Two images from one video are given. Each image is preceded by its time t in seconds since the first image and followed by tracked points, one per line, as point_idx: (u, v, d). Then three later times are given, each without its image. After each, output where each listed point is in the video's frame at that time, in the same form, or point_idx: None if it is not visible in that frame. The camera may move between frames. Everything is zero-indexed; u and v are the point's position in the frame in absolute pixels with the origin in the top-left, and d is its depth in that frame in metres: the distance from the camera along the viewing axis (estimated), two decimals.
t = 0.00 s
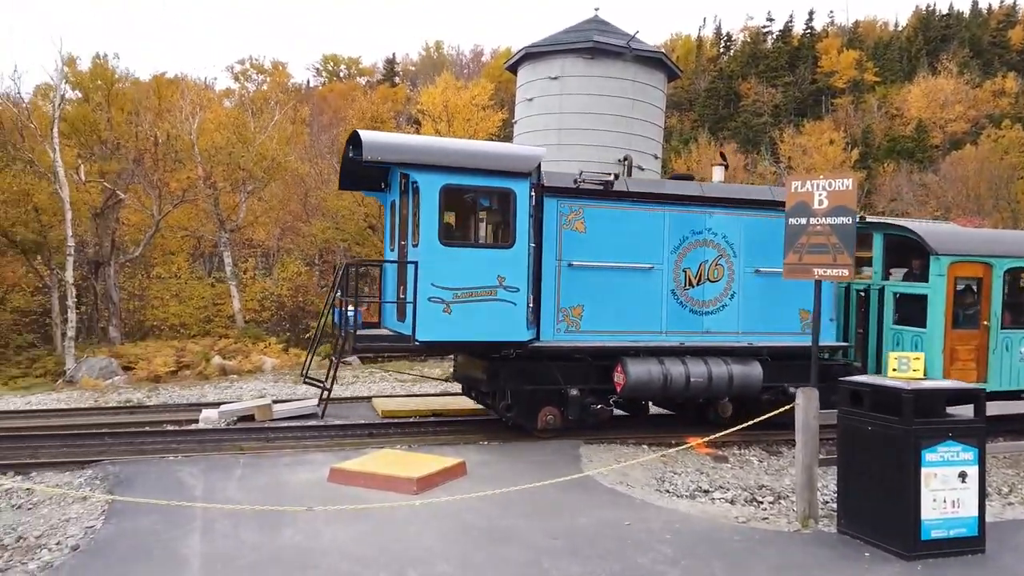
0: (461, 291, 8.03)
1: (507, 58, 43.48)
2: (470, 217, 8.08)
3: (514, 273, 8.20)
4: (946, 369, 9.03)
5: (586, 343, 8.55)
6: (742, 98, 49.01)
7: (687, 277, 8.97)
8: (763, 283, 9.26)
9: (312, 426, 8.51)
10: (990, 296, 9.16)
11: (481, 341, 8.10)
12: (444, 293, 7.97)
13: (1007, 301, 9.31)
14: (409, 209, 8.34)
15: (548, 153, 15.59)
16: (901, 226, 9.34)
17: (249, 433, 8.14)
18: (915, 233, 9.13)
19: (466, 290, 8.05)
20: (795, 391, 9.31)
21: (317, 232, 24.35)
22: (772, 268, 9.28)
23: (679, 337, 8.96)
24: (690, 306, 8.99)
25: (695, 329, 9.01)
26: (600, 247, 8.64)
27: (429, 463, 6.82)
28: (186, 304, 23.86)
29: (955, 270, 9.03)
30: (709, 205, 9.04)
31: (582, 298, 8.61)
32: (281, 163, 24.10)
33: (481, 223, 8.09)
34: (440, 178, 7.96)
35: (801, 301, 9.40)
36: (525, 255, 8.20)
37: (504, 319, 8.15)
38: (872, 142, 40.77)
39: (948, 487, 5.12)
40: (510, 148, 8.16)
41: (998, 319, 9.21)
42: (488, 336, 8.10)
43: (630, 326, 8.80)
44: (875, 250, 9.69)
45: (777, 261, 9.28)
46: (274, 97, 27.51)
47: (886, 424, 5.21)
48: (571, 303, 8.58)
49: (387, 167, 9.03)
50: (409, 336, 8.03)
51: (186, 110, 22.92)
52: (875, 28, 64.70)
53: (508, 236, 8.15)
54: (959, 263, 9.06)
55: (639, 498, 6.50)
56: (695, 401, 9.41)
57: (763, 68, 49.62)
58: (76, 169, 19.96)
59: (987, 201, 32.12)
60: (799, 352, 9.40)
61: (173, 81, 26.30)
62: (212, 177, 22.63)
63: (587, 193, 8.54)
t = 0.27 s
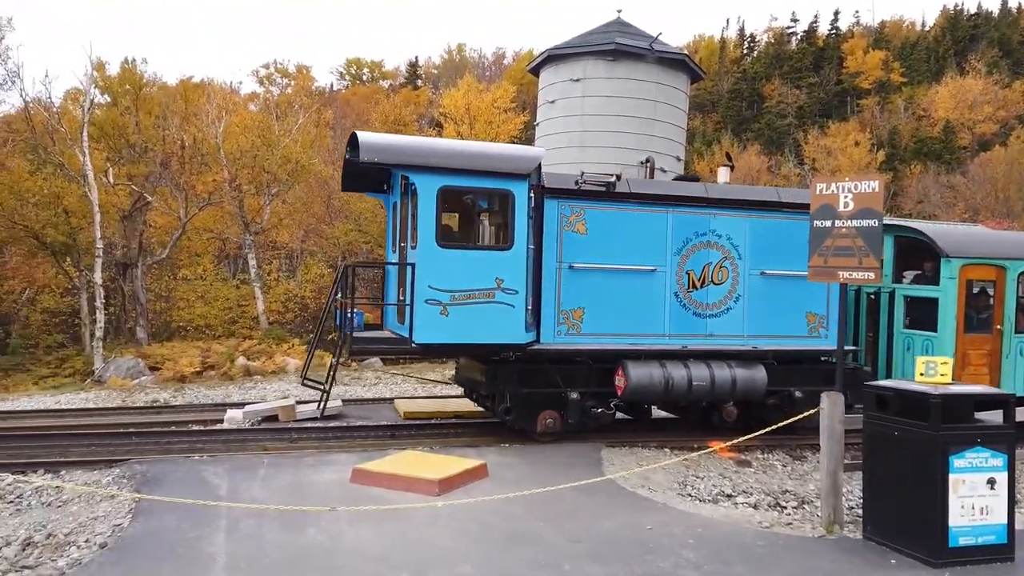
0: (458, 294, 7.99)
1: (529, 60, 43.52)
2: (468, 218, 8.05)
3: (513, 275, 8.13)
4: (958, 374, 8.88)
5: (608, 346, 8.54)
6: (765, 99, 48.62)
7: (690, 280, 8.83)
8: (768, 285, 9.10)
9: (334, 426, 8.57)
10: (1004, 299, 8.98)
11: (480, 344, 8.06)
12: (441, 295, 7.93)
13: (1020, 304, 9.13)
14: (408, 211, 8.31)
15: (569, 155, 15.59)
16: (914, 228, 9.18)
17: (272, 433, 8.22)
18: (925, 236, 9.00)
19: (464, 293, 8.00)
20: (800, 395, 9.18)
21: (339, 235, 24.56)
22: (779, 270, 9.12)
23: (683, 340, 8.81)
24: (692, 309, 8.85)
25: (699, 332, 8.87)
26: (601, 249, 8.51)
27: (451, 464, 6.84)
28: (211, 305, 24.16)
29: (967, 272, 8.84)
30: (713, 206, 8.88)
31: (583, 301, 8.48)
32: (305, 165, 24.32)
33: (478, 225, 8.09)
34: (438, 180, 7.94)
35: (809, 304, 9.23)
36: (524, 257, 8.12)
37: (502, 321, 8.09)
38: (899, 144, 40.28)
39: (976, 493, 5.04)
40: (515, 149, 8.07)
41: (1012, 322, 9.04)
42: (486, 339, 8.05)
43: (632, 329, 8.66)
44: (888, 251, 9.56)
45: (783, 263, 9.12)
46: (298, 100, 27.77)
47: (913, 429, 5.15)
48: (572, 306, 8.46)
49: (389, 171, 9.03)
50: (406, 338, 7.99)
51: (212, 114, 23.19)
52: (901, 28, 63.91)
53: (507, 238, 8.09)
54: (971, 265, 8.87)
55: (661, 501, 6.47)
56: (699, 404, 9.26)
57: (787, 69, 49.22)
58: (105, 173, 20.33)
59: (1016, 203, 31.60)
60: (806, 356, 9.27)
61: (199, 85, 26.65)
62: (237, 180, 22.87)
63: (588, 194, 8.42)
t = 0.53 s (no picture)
0: (451, 296, 7.96)
1: (547, 62, 43.53)
2: (462, 220, 8.02)
3: (507, 277, 8.08)
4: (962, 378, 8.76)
5: (628, 349, 8.53)
6: (785, 100, 48.31)
7: (689, 282, 8.77)
8: (769, 287, 9.03)
9: (352, 428, 8.62)
10: (1012, 302, 8.78)
11: (473, 347, 8.01)
12: (434, 298, 7.92)
13: None
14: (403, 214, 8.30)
15: (587, 157, 15.58)
16: (918, 229, 9.10)
17: (291, 434, 8.28)
18: (929, 237, 8.90)
19: (457, 295, 7.98)
20: (802, 398, 9.03)
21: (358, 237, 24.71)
22: (780, 272, 9.05)
23: (681, 343, 8.75)
24: (691, 311, 8.78)
25: (698, 335, 8.80)
26: (597, 251, 8.49)
27: (469, 466, 6.86)
28: (231, 307, 24.39)
29: (972, 275, 8.72)
30: (713, 208, 8.82)
31: (579, 303, 8.46)
32: (324, 168, 24.48)
33: (472, 226, 8.04)
34: (430, 181, 7.93)
35: (809, 306, 9.16)
36: (518, 259, 8.07)
37: (496, 324, 8.05)
38: (920, 145, 39.87)
39: (1000, 499, 4.97)
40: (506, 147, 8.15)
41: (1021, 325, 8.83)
42: (479, 342, 8.01)
43: (629, 332, 8.61)
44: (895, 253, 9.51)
45: (784, 265, 9.04)
46: (317, 103, 27.94)
47: (935, 433, 5.09)
48: (568, 308, 8.45)
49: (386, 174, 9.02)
50: (399, 340, 7.98)
51: (232, 117, 23.40)
52: (923, 28, 63.27)
53: (501, 239, 8.06)
54: (977, 267, 8.74)
55: (679, 505, 6.44)
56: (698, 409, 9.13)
57: (806, 69, 48.83)
58: (128, 176, 20.58)
59: None
60: (807, 359, 9.19)
61: (220, 89, 26.91)
62: (257, 183, 23.07)
63: (584, 196, 8.39)
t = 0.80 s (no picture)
0: (441, 297, 7.91)
1: (562, 63, 43.52)
2: (452, 220, 7.96)
3: (497, 279, 8.03)
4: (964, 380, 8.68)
5: (646, 353, 8.50)
6: (801, 101, 48.00)
7: (684, 284, 8.67)
8: (765, 289, 8.94)
9: (368, 429, 8.65)
10: (1014, 305, 8.79)
11: (463, 348, 7.95)
12: (424, 299, 7.87)
13: None
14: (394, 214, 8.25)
15: (602, 159, 15.55)
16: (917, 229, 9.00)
17: (306, 436, 8.33)
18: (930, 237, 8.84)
19: (447, 297, 7.92)
20: (799, 401, 8.89)
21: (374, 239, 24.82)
22: (777, 274, 8.94)
23: (676, 345, 8.66)
24: (686, 313, 8.68)
25: (693, 337, 8.70)
26: (590, 252, 8.44)
27: (484, 468, 6.87)
28: (248, 309, 24.58)
29: (974, 276, 8.67)
30: (709, 209, 8.72)
31: (572, 305, 8.39)
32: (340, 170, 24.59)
33: (461, 227, 7.96)
34: (419, 182, 7.89)
35: (807, 308, 9.06)
36: (509, 260, 8.02)
37: (487, 326, 7.99)
38: (939, 146, 39.48)
39: (1022, 504, 4.91)
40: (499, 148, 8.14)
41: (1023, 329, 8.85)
42: (470, 344, 7.95)
43: (623, 334, 8.53)
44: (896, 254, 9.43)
45: (781, 267, 8.94)
46: (333, 106, 28.04)
47: (955, 437, 5.03)
48: (560, 310, 8.37)
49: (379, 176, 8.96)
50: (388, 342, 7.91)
51: (249, 121, 23.56)
52: (942, 28, 62.63)
53: (491, 241, 8.00)
54: (979, 268, 8.67)
55: (695, 509, 6.41)
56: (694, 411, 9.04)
57: (823, 70, 48.47)
58: (147, 179, 20.78)
59: None
60: (804, 362, 9.07)
61: (237, 92, 27.11)
62: (274, 185, 23.21)
63: (577, 198, 8.35)
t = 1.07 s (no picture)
0: (428, 299, 7.89)
1: (575, 65, 43.48)
2: (440, 222, 7.93)
3: (486, 281, 7.99)
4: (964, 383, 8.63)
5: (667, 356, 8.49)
6: (816, 103, 47.72)
7: (677, 286, 8.59)
8: (760, 291, 8.81)
9: (382, 430, 8.68)
10: (1014, 307, 8.73)
11: (451, 351, 7.94)
12: (411, 302, 7.85)
13: None
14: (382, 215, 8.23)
15: (615, 161, 15.51)
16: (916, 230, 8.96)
17: (320, 437, 8.37)
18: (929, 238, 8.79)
19: (434, 299, 7.90)
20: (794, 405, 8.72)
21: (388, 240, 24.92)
22: (772, 275, 8.81)
23: (669, 348, 8.59)
24: (679, 316, 8.61)
25: (686, 339, 8.63)
26: (581, 253, 8.42)
27: (497, 470, 6.87)
28: (263, 311, 24.74)
29: (973, 279, 8.62)
30: (702, 210, 8.64)
31: (563, 307, 8.40)
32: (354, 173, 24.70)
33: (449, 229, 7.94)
34: (406, 183, 7.85)
35: (803, 311, 8.91)
36: (497, 262, 7.98)
37: (474, 329, 7.95)
38: (956, 147, 39.14)
39: None
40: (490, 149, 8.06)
41: None
42: (457, 346, 7.92)
43: (615, 336, 8.49)
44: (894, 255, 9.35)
45: (776, 268, 8.81)
46: (347, 108, 28.10)
47: (974, 442, 4.98)
48: (552, 312, 8.39)
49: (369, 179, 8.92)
50: (377, 344, 7.93)
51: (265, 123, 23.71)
52: (959, 28, 62.09)
53: (479, 243, 7.96)
54: (979, 271, 8.62)
55: (709, 512, 6.38)
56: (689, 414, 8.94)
57: (839, 71, 48.11)
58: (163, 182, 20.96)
59: None
60: (800, 366, 8.93)
61: (253, 95, 27.30)
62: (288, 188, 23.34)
63: (568, 199, 8.36)
